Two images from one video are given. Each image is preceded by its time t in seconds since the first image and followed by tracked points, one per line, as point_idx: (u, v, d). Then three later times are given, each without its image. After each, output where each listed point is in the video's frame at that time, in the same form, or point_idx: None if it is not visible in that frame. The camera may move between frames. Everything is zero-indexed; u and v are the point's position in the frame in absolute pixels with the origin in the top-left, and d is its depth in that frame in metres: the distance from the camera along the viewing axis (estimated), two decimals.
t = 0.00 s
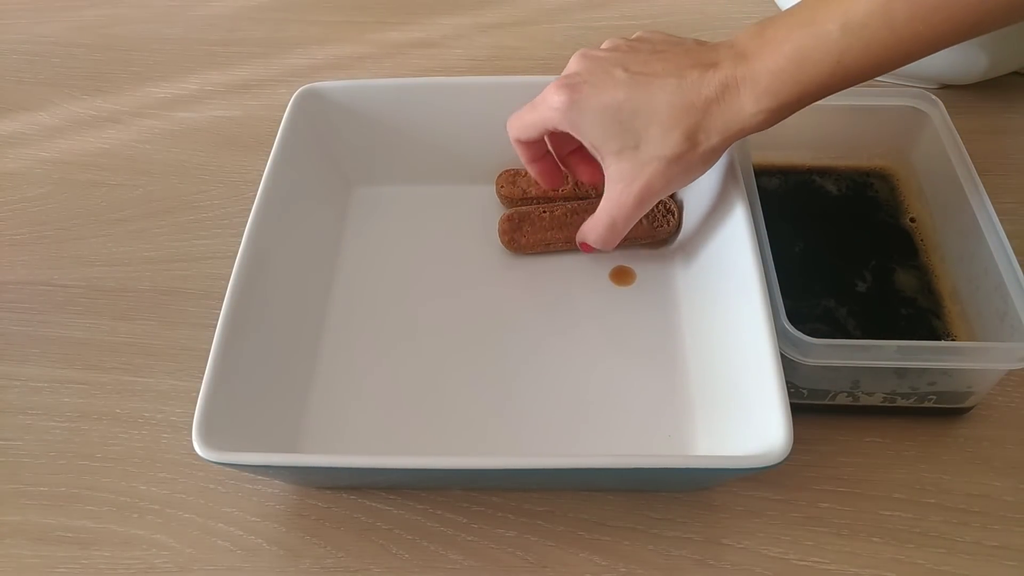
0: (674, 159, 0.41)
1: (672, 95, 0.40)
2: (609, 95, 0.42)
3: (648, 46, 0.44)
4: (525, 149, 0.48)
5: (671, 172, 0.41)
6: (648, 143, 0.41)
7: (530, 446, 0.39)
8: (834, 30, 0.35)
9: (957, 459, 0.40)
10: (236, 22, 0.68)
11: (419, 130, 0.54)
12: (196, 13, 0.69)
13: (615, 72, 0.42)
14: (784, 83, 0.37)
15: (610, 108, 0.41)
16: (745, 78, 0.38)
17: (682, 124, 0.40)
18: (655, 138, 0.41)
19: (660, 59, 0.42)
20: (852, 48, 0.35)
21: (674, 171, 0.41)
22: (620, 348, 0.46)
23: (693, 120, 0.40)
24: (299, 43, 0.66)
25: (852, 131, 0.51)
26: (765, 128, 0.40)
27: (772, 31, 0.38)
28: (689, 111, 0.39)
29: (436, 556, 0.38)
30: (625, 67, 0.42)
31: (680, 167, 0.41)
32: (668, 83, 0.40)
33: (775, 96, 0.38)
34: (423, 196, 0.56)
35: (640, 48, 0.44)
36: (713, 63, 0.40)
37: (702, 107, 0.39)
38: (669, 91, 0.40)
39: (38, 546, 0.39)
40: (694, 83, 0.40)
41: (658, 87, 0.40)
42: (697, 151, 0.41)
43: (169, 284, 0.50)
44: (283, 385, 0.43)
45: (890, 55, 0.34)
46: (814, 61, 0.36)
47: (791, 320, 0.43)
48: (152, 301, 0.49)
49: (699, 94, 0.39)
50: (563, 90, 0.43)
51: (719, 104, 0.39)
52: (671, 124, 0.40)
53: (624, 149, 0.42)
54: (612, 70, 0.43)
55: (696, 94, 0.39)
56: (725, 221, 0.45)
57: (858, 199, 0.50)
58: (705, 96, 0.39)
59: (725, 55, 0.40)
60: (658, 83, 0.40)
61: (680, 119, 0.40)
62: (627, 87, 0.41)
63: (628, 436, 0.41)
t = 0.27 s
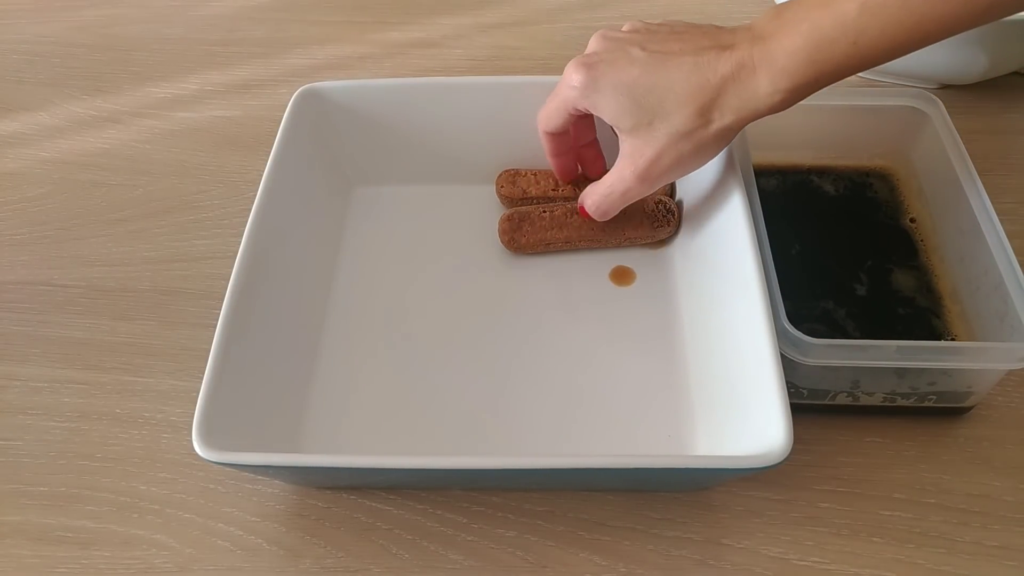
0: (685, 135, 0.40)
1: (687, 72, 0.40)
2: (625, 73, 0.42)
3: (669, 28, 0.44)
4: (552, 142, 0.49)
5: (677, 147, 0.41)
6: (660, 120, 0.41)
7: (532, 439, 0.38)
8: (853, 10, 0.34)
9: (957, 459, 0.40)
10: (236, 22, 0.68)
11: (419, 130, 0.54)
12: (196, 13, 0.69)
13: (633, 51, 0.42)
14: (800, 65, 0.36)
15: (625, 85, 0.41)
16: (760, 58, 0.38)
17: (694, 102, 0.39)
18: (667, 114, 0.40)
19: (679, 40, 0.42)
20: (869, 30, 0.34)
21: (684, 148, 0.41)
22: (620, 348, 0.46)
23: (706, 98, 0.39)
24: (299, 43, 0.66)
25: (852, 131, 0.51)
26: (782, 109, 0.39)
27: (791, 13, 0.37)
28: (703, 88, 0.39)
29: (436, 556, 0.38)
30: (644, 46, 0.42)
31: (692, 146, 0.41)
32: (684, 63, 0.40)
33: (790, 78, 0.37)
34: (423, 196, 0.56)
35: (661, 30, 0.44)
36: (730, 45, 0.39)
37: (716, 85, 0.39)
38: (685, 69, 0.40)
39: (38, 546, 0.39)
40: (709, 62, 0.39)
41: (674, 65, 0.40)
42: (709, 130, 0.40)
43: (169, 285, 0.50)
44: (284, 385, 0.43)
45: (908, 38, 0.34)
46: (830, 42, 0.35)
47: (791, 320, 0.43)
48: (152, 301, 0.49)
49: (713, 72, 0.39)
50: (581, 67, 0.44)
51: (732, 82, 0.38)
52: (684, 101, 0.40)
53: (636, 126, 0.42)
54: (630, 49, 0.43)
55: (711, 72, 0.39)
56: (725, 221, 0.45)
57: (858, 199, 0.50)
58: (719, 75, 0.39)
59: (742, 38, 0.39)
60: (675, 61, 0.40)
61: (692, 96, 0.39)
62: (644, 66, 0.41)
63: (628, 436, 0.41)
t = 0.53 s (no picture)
0: (695, 134, 0.40)
1: (697, 68, 0.39)
2: (632, 69, 0.41)
3: (673, 21, 0.44)
4: (548, 139, 0.49)
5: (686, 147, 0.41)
6: (670, 119, 0.40)
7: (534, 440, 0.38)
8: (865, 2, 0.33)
9: (957, 459, 0.40)
10: (236, 22, 0.68)
11: (419, 130, 0.54)
12: (196, 13, 0.69)
13: (638, 47, 0.42)
14: (809, 60, 0.36)
15: (634, 82, 0.41)
16: (771, 54, 0.37)
17: (705, 99, 0.39)
18: (678, 113, 0.40)
19: (684, 35, 0.42)
20: (881, 22, 0.33)
21: (694, 147, 0.41)
22: (620, 349, 0.46)
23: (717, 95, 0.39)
24: (299, 43, 0.66)
25: (852, 130, 0.51)
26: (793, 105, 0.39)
27: (801, 7, 0.37)
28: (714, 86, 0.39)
29: (437, 555, 0.38)
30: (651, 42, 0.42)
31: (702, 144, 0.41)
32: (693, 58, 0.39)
33: (800, 73, 0.36)
34: (423, 196, 0.56)
35: (664, 22, 0.44)
36: (739, 41, 0.39)
37: (726, 83, 0.38)
38: (693, 66, 0.39)
39: (38, 547, 0.39)
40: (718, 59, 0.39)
41: (684, 61, 0.40)
42: (720, 128, 0.40)
43: (169, 285, 0.50)
44: (283, 386, 0.43)
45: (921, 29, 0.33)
46: (841, 35, 0.34)
47: (791, 319, 0.43)
48: (152, 301, 0.49)
49: (723, 70, 0.39)
50: (585, 63, 0.43)
51: (744, 79, 0.38)
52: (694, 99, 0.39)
53: (645, 123, 0.41)
54: (635, 44, 0.42)
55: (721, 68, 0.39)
56: (725, 222, 0.45)
57: (858, 198, 0.50)
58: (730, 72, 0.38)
59: (750, 32, 0.39)
60: (684, 57, 0.40)
61: (703, 95, 0.39)
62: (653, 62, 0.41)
63: (628, 435, 0.41)
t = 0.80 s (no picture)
0: (729, 147, 0.39)
1: (725, 80, 0.38)
2: (659, 85, 0.40)
3: (692, 32, 0.43)
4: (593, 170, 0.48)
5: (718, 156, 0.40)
6: (702, 133, 0.40)
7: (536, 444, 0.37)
8: None
9: (956, 459, 0.40)
10: (236, 22, 0.68)
11: (419, 130, 0.54)
12: (196, 13, 0.70)
13: (660, 62, 0.41)
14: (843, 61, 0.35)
15: (660, 100, 0.40)
16: (801, 57, 0.36)
17: (735, 110, 0.38)
18: (709, 126, 0.39)
19: (708, 45, 0.40)
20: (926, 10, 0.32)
21: (729, 159, 0.40)
22: (620, 349, 0.46)
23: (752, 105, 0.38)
24: (299, 43, 0.66)
25: (852, 130, 0.51)
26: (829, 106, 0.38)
27: (831, 5, 0.35)
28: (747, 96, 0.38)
29: (437, 555, 0.38)
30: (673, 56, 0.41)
31: (737, 154, 0.40)
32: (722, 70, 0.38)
33: (834, 75, 0.35)
34: (423, 196, 0.56)
35: (684, 34, 0.43)
36: (766, 44, 0.38)
37: (757, 92, 0.37)
38: (721, 77, 0.38)
39: (38, 547, 0.39)
40: (749, 67, 0.38)
41: (712, 73, 0.39)
42: (754, 137, 0.39)
43: (168, 285, 0.50)
44: (283, 386, 0.43)
45: (957, 24, 0.32)
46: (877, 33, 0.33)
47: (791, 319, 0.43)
48: (152, 301, 0.49)
49: (752, 78, 0.37)
50: (611, 86, 0.43)
51: (775, 85, 0.37)
52: (727, 113, 0.38)
53: (677, 141, 0.41)
54: (657, 59, 0.41)
55: (752, 75, 0.38)
56: (725, 222, 0.45)
57: (858, 199, 0.50)
58: (762, 79, 0.37)
59: (778, 35, 0.37)
60: (712, 70, 0.39)
61: (733, 106, 0.38)
62: (680, 77, 0.40)
63: (628, 436, 0.41)
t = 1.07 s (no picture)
0: (730, 140, 0.39)
1: (730, 71, 0.38)
2: (661, 76, 0.40)
3: (697, 24, 0.43)
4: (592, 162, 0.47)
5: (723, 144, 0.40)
6: (704, 125, 0.40)
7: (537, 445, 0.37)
8: None
9: (956, 460, 0.40)
10: (236, 22, 0.68)
11: (420, 130, 0.54)
12: (196, 13, 0.69)
13: (664, 52, 0.41)
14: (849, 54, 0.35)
15: (662, 91, 0.40)
16: (807, 50, 0.36)
17: (738, 103, 0.38)
18: (711, 118, 0.39)
19: (713, 36, 0.40)
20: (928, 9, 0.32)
21: (731, 151, 0.40)
22: (621, 349, 0.46)
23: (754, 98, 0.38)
24: (299, 43, 0.66)
25: (852, 131, 0.51)
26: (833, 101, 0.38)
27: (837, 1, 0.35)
28: (750, 89, 0.38)
29: (437, 555, 0.38)
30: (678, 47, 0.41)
31: (739, 147, 0.40)
32: (727, 61, 0.38)
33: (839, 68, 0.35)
34: (423, 196, 0.56)
35: (689, 26, 0.43)
36: (772, 37, 0.38)
37: (761, 84, 0.37)
38: (725, 69, 0.38)
39: (38, 547, 0.39)
40: (755, 60, 0.38)
41: (716, 64, 0.39)
42: (756, 130, 0.39)
43: (169, 284, 0.50)
44: (283, 386, 0.43)
45: (967, 20, 0.32)
46: (885, 27, 0.33)
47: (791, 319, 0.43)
48: (152, 301, 0.49)
49: (757, 70, 0.37)
50: (614, 74, 0.42)
51: (780, 78, 0.37)
52: (728, 104, 0.38)
53: (679, 131, 0.41)
54: (661, 49, 0.41)
55: (758, 68, 0.37)
56: (725, 223, 0.45)
57: (858, 199, 0.50)
58: (767, 72, 0.37)
59: (784, 28, 0.37)
60: (716, 62, 0.39)
61: (736, 99, 0.38)
62: (682, 67, 0.40)
63: (628, 436, 0.41)
